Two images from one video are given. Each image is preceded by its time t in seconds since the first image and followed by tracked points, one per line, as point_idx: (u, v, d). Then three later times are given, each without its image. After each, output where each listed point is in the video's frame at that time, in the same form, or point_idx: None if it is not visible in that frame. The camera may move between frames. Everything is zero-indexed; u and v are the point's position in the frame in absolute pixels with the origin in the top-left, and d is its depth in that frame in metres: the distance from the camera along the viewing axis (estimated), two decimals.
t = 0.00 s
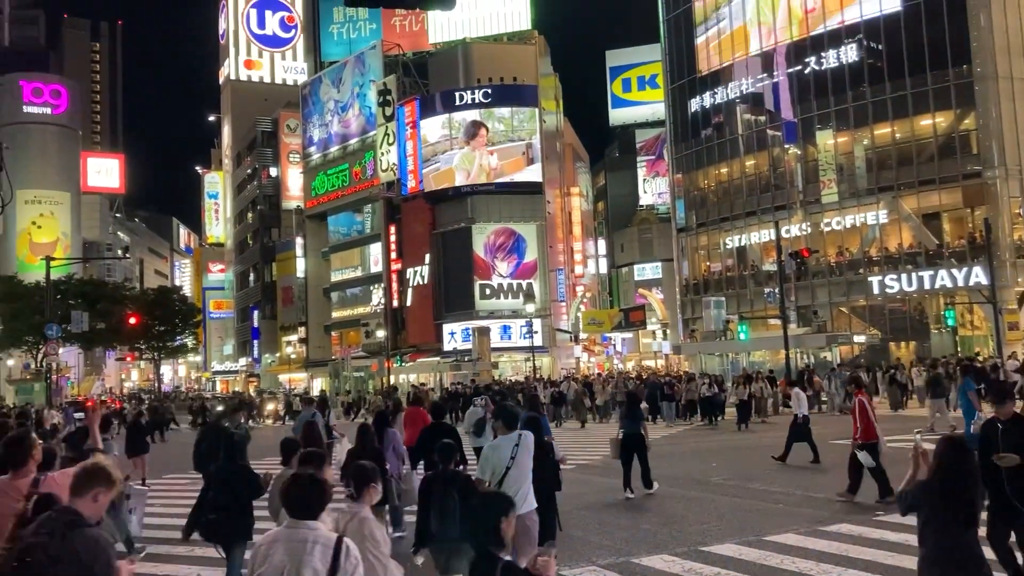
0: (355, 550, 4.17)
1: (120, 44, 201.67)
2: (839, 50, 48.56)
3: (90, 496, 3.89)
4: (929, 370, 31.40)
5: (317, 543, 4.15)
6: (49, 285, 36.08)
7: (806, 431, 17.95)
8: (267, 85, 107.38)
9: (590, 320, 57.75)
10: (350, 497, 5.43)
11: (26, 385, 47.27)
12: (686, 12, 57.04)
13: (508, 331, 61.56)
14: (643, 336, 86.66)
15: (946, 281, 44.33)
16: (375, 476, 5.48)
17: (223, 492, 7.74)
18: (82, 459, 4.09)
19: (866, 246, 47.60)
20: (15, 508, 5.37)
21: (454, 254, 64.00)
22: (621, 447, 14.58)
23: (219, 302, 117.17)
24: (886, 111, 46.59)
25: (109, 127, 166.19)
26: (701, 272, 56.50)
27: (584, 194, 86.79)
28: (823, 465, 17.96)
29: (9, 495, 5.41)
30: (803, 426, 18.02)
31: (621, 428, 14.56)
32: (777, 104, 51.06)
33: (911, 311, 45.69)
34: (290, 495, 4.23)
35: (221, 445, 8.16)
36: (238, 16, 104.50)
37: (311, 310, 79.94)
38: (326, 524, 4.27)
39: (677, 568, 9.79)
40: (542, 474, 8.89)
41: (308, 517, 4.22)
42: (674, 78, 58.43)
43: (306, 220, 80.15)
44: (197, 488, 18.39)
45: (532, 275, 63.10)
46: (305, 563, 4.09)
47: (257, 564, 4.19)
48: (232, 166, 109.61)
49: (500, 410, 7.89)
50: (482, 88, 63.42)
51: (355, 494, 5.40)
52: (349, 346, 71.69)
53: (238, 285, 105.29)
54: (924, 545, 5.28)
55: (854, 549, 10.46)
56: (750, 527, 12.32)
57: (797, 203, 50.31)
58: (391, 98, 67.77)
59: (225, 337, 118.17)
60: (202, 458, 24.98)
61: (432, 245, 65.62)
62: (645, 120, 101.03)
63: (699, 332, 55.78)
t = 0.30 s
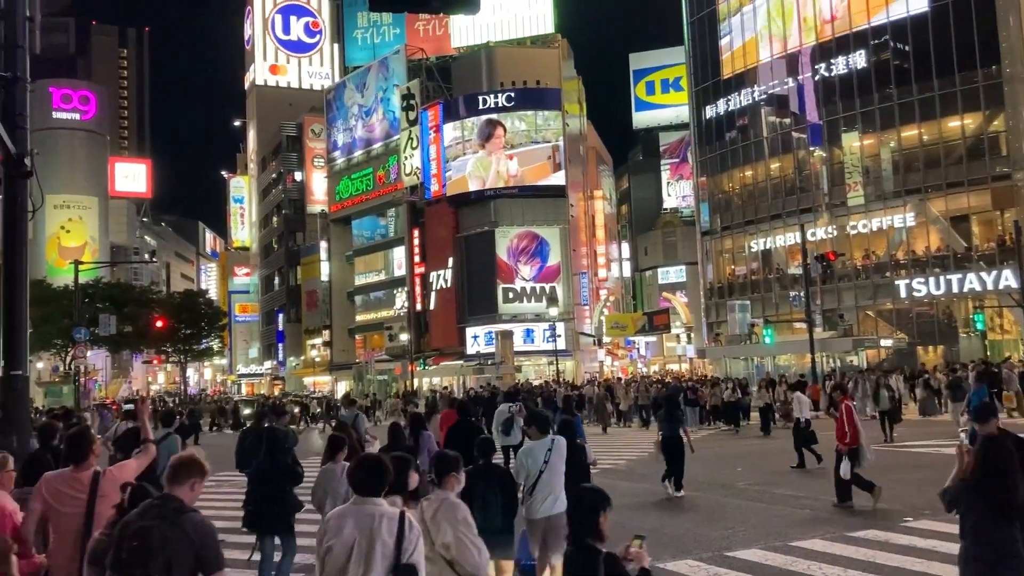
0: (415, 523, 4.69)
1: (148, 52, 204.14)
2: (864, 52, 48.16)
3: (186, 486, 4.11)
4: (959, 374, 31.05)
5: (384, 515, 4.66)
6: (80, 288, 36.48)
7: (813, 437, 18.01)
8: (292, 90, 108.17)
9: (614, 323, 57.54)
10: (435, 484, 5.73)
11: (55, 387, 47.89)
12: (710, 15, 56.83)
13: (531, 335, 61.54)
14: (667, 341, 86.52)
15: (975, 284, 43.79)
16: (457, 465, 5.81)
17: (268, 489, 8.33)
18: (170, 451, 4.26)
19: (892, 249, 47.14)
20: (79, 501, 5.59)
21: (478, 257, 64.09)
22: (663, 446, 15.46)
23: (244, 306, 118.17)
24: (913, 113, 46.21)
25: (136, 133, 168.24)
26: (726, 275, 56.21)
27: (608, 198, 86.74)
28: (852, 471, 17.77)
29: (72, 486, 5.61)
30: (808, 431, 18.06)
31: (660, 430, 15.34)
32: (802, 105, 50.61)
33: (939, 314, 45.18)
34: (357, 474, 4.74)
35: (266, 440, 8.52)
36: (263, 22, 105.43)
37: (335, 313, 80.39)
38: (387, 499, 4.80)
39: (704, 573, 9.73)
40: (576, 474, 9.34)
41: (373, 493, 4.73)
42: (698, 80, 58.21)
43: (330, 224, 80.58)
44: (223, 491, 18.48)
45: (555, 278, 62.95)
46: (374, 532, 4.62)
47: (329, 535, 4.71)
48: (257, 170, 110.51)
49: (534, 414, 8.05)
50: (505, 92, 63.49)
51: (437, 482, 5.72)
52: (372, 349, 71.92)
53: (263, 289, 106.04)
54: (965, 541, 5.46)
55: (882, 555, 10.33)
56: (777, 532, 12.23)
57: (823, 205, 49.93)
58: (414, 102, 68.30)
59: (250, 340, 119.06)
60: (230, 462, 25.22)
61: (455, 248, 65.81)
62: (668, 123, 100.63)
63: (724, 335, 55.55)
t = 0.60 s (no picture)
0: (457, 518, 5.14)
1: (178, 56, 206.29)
2: (893, 53, 47.73)
3: (266, 476, 5.12)
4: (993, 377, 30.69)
5: (429, 511, 5.11)
6: (110, 290, 36.91)
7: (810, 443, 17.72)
8: (319, 94, 108.97)
9: (640, 327, 57.33)
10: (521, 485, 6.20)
11: (85, 388, 48.46)
12: (737, 16, 56.44)
13: (556, 338, 61.51)
14: (693, 343, 86.26)
15: (1006, 287, 43.28)
16: (541, 467, 6.27)
17: (314, 481, 8.56)
18: (254, 450, 5.32)
19: (922, 252, 46.61)
20: (141, 495, 5.87)
21: (502, 260, 64.14)
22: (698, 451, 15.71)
23: (271, 308, 119.15)
24: (943, 114, 45.81)
25: (165, 136, 169.89)
26: (753, 278, 55.89)
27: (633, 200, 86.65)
28: (883, 477, 17.54)
29: (135, 484, 5.92)
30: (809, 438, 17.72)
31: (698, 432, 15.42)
32: (829, 107, 50.25)
33: (969, 318, 44.66)
34: (403, 472, 5.16)
35: (314, 441, 8.82)
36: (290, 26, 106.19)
37: (361, 316, 80.79)
38: (430, 495, 5.23)
39: None
40: (610, 467, 9.67)
41: (418, 489, 5.16)
42: (724, 83, 57.95)
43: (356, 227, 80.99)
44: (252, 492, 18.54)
45: (580, 281, 62.91)
46: (421, 527, 5.06)
47: (380, 529, 5.10)
48: (283, 174, 111.37)
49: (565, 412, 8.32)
50: (530, 95, 63.52)
51: (524, 483, 6.19)
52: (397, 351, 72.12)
53: (289, 292, 106.73)
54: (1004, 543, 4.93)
55: (911, 562, 10.24)
56: (806, 539, 12.10)
57: (850, 208, 49.50)
58: (439, 106, 68.67)
59: (276, 342, 119.84)
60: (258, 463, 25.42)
61: (480, 251, 65.92)
62: (694, 125, 100.25)
63: (751, 339, 55.27)
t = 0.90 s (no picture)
0: (483, 496, 5.93)
1: (201, 59, 207.93)
2: (918, 54, 47.33)
3: (324, 469, 5.73)
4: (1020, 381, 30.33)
5: (457, 492, 5.90)
6: (133, 291, 37.20)
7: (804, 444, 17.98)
8: (340, 96, 109.50)
9: (660, 328, 57.14)
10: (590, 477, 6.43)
11: (109, 388, 48.91)
12: (758, 17, 56.16)
13: (576, 339, 61.43)
14: (714, 345, 85.99)
15: None
16: (615, 464, 6.70)
17: (357, 477, 8.64)
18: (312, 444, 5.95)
19: (946, 254, 46.13)
20: (186, 489, 6.34)
21: (522, 261, 64.13)
22: (729, 449, 15.81)
23: (292, 309, 119.92)
24: (968, 114, 45.37)
25: (187, 139, 171.25)
26: (774, 280, 55.58)
27: (654, 202, 86.47)
28: (906, 481, 17.40)
29: (177, 479, 6.35)
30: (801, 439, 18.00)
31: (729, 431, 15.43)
32: (851, 108, 50.03)
33: (995, 321, 44.13)
34: (432, 458, 5.93)
35: (352, 440, 9.10)
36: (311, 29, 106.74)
37: (381, 317, 81.08)
38: (458, 478, 6.01)
39: None
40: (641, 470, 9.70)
41: (447, 473, 5.94)
42: (745, 84, 57.67)
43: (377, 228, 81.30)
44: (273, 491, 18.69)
45: (600, 283, 62.90)
46: (451, 507, 5.84)
47: (415, 514, 5.89)
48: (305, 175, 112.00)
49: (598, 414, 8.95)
50: (550, 96, 63.43)
51: (597, 478, 6.63)
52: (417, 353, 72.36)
53: (310, 293, 107.23)
54: None
55: (930, 565, 10.21)
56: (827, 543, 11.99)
57: (873, 210, 49.05)
58: (460, 108, 68.92)
59: (298, 343, 120.63)
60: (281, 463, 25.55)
61: (499, 253, 65.94)
62: (715, 127, 99.86)
63: (773, 341, 54.97)
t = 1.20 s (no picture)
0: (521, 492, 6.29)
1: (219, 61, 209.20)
2: (940, 53, 46.95)
3: (384, 458, 5.99)
4: None
5: (495, 487, 6.27)
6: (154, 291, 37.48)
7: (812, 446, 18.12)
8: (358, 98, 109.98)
9: (678, 329, 56.96)
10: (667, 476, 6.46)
11: (130, 388, 49.38)
12: (777, 16, 55.91)
13: (594, 340, 61.37)
14: (733, 346, 86.16)
15: None
16: (688, 461, 6.50)
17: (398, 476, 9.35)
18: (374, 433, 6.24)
19: (967, 254, 45.73)
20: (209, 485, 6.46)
21: (540, 261, 64.11)
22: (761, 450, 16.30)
23: (310, 310, 120.65)
24: (990, 114, 44.98)
25: (207, 140, 172.38)
26: (794, 281, 55.31)
27: (672, 202, 86.39)
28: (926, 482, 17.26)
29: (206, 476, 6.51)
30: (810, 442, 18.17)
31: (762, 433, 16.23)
32: (871, 107, 49.23)
33: (1017, 322, 43.76)
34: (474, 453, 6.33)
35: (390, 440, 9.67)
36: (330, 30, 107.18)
37: (399, 317, 81.34)
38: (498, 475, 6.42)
39: None
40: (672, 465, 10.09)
41: (485, 470, 6.37)
42: (763, 84, 57.50)
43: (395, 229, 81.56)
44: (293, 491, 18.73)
45: (618, 284, 62.83)
46: (488, 501, 6.21)
47: (455, 505, 6.26)
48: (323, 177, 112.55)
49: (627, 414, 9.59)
50: (568, 97, 63.39)
51: (670, 476, 6.45)
52: (435, 353, 72.53)
53: (329, 294, 107.64)
54: None
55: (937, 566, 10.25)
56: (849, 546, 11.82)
57: (894, 210, 48.69)
58: (477, 109, 69.08)
59: (316, 343, 121.16)
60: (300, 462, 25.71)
61: (517, 253, 65.97)
62: (734, 127, 99.71)
63: (792, 342, 54.76)
